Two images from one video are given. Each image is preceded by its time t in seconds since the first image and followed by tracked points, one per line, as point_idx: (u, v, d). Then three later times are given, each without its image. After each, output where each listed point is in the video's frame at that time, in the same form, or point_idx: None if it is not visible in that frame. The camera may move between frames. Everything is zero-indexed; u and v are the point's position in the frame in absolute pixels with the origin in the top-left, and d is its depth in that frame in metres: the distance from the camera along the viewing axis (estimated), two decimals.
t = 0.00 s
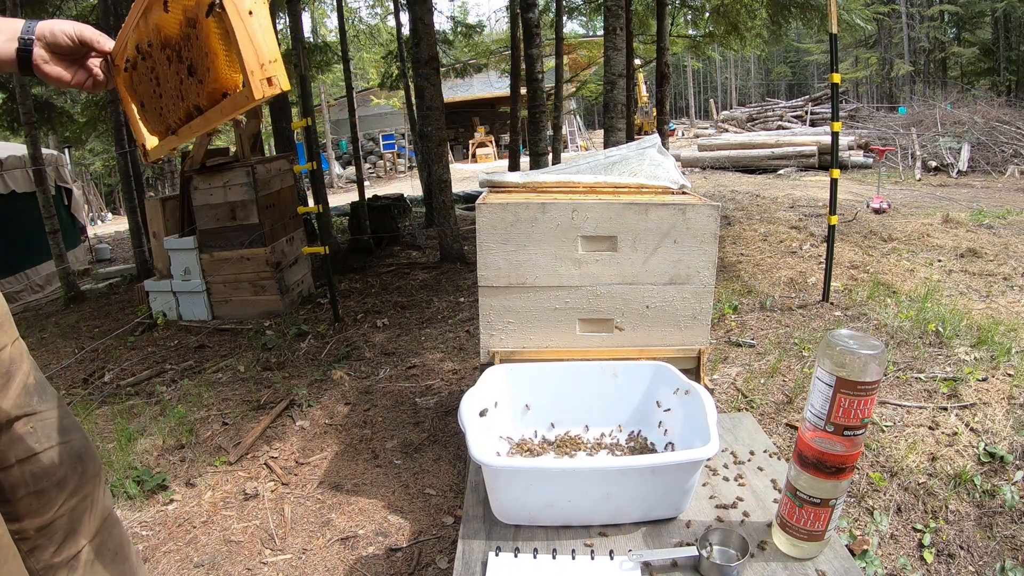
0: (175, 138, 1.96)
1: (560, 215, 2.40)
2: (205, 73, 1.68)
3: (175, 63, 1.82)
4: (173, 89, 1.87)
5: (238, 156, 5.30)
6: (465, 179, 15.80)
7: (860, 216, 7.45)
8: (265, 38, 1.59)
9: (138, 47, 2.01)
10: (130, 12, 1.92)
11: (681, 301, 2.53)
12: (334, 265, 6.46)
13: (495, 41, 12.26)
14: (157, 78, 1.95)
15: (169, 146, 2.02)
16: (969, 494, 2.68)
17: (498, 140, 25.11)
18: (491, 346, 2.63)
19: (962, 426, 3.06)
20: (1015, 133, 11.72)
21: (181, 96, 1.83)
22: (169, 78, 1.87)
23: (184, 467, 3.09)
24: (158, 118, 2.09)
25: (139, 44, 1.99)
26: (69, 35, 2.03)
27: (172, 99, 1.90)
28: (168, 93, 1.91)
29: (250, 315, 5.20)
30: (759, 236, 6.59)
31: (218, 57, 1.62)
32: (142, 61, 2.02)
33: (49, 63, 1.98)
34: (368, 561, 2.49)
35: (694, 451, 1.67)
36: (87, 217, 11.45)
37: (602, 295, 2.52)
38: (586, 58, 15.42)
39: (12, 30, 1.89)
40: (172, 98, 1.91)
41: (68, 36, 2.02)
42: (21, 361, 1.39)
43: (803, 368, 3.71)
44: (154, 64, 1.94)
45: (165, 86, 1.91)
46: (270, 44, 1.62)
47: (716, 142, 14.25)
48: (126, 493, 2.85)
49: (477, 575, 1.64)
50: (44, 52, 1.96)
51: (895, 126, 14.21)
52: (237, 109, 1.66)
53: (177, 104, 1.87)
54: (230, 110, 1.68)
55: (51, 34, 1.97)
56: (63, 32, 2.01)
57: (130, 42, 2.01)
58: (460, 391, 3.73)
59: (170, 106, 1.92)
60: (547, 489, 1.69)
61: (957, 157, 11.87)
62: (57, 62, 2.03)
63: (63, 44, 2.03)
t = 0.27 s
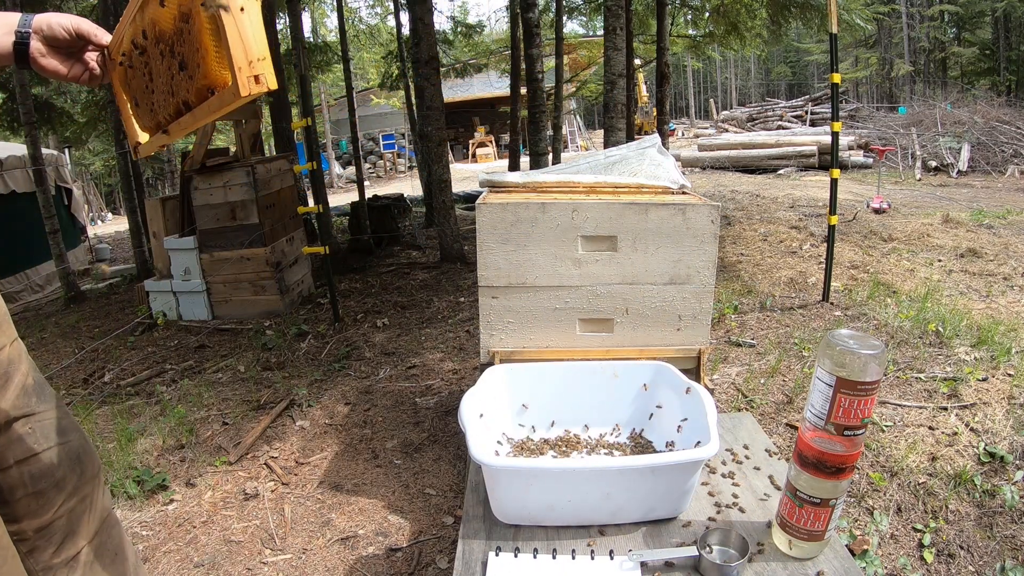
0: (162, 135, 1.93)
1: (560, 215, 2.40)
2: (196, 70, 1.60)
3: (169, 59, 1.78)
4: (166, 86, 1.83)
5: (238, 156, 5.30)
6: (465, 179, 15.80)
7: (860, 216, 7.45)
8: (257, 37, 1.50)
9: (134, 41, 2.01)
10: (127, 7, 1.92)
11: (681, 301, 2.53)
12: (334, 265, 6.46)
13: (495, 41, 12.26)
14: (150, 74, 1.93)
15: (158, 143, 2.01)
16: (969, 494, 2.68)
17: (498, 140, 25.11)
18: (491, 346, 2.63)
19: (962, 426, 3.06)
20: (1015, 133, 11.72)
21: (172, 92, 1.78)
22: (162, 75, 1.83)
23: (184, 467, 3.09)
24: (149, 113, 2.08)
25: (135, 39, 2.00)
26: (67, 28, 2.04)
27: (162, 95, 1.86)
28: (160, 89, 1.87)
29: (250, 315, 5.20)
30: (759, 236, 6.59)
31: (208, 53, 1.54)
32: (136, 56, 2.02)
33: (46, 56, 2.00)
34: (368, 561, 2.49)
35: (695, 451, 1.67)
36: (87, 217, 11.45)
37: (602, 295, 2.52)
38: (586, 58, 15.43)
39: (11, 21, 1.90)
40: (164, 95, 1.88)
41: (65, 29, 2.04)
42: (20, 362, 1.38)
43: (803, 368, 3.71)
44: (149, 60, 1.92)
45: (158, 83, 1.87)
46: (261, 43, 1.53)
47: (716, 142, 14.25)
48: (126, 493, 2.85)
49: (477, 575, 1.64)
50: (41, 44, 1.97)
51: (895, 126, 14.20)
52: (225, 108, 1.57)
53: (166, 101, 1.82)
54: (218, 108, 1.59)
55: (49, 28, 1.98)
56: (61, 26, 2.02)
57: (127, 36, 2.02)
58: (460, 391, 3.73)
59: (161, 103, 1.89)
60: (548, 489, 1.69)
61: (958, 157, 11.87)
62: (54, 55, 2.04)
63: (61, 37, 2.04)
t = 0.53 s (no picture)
0: (159, 136, 2.01)
1: (560, 215, 2.40)
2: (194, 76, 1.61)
3: (168, 63, 1.80)
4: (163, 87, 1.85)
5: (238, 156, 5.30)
6: (465, 179, 15.80)
7: (860, 216, 7.45)
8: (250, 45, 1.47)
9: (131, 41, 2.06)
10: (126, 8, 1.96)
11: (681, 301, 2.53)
12: (334, 265, 6.46)
13: (495, 41, 12.26)
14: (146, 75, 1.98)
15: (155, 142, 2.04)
16: (969, 494, 2.68)
17: (498, 140, 25.11)
18: (491, 346, 2.63)
19: (962, 427, 3.06)
20: (1015, 133, 11.73)
21: (170, 96, 1.81)
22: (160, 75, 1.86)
23: (184, 467, 3.09)
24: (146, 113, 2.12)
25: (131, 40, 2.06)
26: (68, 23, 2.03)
27: (161, 97, 1.89)
28: (156, 90, 1.92)
29: (250, 315, 5.20)
30: (759, 236, 6.59)
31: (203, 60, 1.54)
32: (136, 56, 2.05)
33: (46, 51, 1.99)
34: (368, 561, 2.49)
35: (694, 451, 1.67)
36: (87, 217, 11.45)
37: (602, 295, 2.52)
38: (586, 58, 15.44)
39: (12, 15, 1.88)
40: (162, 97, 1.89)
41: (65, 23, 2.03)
42: (18, 361, 1.37)
43: (803, 368, 3.71)
44: (148, 61, 1.94)
45: (156, 84, 1.90)
46: (254, 51, 1.49)
47: (716, 142, 14.25)
48: (126, 493, 2.85)
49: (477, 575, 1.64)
50: (42, 39, 1.96)
51: (895, 126, 14.21)
52: (218, 114, 1.57)
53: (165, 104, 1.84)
54: (212, 115, 1.60)
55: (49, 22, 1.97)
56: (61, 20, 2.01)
57: (124, 35, 2.06)
58: (460, 391, 3.73)
59: (156, 104, 1.94)
60: (547, 490, 1.69)
61: (958, 157, 11.87)
62: (55, 49, 2.03)
63: (61, 31, 2.03)
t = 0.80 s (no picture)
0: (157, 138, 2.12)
1: (560, 215, 2.40)
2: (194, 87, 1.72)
3: (169, 71, 1.91)
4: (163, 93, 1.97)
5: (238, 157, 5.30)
6: (465, 180, 15.80)
7: (860, 216, 7.45)
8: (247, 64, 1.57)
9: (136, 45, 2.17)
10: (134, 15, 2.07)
11: (681, 301, 2.53)
12: (334, 265, 6.46)
13: (495, 41, 12.26)
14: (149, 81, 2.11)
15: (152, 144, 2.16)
16: (969, 494, 2.68)
17: (498, 140, 25.12)
18: (491, 347, 2.63)
19: (962, 426, 3.06)
20: (1015, 133, 11.73)
21: (169, 102, 1.93)
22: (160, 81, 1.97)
23: (184, 467, 3.09)
24: (147, 117, 2.24)
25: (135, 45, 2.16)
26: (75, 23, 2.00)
27: (161, 103, 2.01)
28: (157, 95, 2.03)
29: (250, 315, 5.20)
30: (759, 236, 6.59)
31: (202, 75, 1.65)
32: (139, 61, 2.16)
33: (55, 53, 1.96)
34: (368, 561, 2.49)
35: (694, 451, 1.67)
36: (87, 217, 11.44)
37: (602, 295, 2.52)
38: (586, 58, 15.45)
39: (18, 15, 1.84)
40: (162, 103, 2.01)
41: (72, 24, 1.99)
42: (26, 353, 1.38)
43: (803, 368, 3.71)
44: (150, 67, 2.06)
45: (156, 90, 2.02)
46: (251, 69, 1.59)
47: (715, 142, 14.26)
48: (127, 493, 2.85)
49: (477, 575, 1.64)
50: (49, 39, 1.92)
51: (895, 126, 14.21)
52: (212, 125, 1.68)
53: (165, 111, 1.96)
54: (206, 124, 1.71)
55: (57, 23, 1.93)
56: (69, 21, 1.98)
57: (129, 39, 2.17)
58: (460, 391, 3.73)
59: (156, 107, 2.05)
60: (546, 490, 1.70)
61: (958, 157, 11.87)
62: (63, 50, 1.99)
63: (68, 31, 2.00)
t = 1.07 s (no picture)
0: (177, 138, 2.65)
1: (560, 215, 2.40)
2: (212, 97, 2.31)
3: (189, 85, 2.49)
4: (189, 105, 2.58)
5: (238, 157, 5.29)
6: (465, 179, 15.80)
7: (860, 216, 7.45)
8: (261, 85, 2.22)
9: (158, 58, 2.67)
10: (160, 33, 2.59)
11: (681, 302, 2.53)
12: (334, 265, 6.46)
13: (495, 41, 12.25)
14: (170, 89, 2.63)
15: (170, 143, 2.72)
16: (969, 494, 2.68)
17: (497, 140, 25.12)
18: (490, 347, 2.63)
19: (962, 427, 3.06)
20: (1015, 133, 11.73)
21: (192, 111, 2.52)
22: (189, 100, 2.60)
23: (184, 467, 3.09)
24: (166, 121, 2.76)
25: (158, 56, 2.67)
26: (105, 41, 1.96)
27: (185, 114, 2.61)
28: (181, 106, 2.62)
29: (250, 315, 5.20)
30: (759, 236, 6.59)
31: (220, 92, 2.24)
32: (159, 73, 2.66)
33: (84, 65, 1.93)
34: (368, 561, 2.49)
35: (693, 451, 1.67)
36: (87, 217, 11.45)
37: (602, 295, 2.52)
38: (586, 58, 15.46)
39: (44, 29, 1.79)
40: (181, 116, 2.67)
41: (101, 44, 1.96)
42: (55, 341, 1.40)
43: (803, 368, 3.71)
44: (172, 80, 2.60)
45: (181, 101, 2.61)
46: (264, 90, 2.23)
47: (715, 142, 14.26)
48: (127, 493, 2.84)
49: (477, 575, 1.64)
50: (76, 53, 1.88)
51: (895, 126, 14.21)
52: (228, 130, 2.30)
53: (183, 123, 2.62)
54: (223, 130, 2.33)
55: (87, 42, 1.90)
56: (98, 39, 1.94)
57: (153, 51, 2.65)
58: (460, 391, 3.73)
59: (182, 120, 2.67)
60: (546, 491, 1.70)
61: (957, 157, 11.87)
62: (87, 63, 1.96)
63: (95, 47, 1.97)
